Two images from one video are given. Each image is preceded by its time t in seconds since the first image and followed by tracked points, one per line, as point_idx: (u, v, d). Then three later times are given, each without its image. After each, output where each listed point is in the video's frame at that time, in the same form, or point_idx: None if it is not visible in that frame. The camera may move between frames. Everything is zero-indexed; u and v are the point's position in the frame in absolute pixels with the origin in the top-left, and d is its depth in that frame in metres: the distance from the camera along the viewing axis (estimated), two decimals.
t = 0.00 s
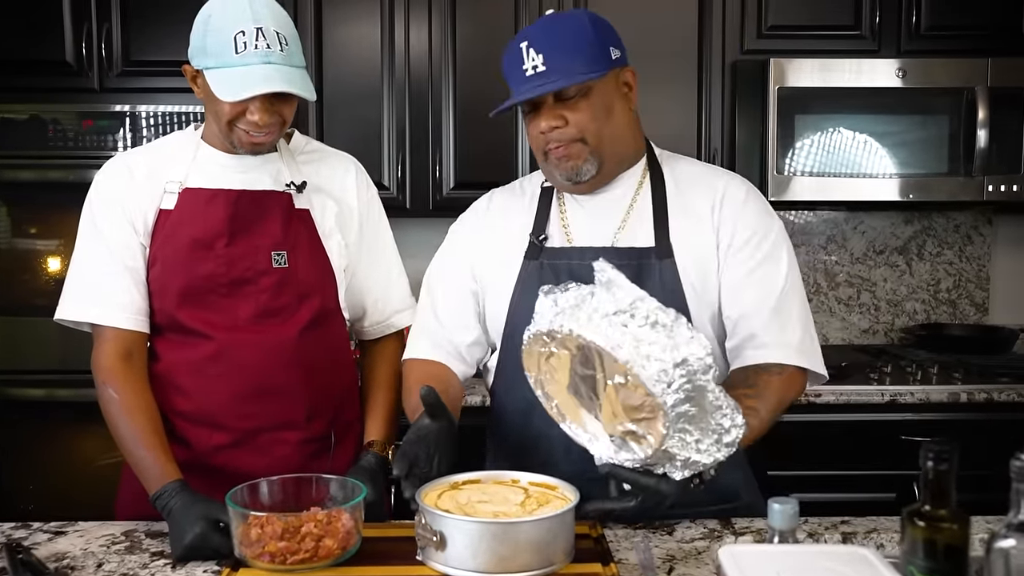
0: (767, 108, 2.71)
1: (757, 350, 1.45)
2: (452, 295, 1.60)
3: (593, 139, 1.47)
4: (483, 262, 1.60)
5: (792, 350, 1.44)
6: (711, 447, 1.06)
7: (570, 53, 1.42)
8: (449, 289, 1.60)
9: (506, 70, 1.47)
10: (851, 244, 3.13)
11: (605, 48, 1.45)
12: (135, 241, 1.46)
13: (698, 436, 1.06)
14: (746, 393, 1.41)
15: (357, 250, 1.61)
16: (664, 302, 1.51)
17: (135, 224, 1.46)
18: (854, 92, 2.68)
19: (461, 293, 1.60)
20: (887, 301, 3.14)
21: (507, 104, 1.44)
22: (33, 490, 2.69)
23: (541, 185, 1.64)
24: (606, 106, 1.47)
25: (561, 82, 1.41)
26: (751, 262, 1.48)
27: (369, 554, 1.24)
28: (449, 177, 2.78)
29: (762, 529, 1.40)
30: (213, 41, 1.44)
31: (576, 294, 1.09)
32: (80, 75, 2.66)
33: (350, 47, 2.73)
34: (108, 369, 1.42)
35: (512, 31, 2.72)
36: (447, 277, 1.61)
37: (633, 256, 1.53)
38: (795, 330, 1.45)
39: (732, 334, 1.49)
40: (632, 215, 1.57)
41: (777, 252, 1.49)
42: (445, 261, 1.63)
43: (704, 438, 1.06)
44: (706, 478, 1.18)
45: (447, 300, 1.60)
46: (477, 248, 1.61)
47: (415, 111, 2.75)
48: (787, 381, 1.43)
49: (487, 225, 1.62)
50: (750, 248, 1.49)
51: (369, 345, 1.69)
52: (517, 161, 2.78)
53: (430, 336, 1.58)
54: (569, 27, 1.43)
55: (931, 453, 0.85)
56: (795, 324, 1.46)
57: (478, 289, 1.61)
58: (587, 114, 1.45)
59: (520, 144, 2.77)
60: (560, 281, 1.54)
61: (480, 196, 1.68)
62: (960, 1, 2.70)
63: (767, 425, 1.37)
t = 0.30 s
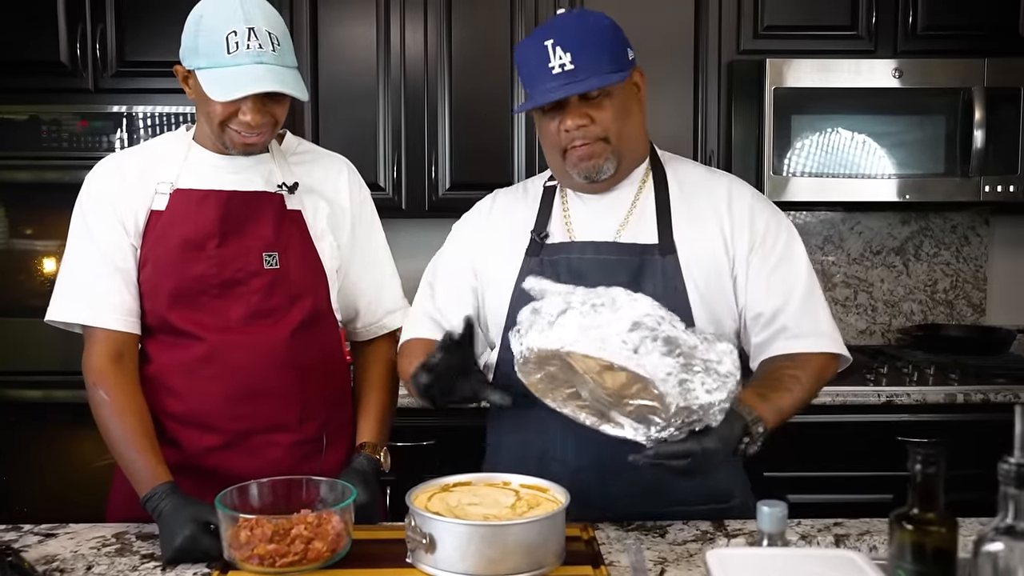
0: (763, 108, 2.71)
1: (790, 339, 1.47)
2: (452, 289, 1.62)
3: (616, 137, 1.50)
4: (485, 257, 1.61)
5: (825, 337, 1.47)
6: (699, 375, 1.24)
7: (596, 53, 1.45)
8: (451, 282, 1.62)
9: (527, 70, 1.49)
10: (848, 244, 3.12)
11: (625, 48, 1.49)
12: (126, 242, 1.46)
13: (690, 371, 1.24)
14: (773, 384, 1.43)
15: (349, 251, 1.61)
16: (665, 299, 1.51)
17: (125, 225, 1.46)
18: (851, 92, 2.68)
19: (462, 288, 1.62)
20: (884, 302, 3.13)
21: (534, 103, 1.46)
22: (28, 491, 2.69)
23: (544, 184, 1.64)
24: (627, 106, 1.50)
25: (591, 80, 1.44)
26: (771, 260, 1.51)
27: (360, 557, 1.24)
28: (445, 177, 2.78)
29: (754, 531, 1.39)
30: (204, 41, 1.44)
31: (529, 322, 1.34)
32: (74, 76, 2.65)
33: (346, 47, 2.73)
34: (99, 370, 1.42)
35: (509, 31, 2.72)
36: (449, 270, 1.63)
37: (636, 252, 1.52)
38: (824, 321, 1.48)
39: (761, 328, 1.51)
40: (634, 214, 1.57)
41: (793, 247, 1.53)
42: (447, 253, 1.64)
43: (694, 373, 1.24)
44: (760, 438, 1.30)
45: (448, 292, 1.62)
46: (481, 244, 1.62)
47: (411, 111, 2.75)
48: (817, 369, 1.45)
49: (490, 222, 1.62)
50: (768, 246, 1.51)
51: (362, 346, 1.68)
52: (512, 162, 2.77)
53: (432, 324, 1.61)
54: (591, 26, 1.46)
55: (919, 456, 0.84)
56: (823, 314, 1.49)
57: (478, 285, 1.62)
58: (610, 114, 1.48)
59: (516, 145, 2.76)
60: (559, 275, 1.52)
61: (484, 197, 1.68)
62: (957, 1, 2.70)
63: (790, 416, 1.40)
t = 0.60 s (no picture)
0: (762, 109, 2.70)
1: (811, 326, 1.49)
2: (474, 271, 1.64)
3: (645, 138, 1.51)
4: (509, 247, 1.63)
5: (849, 328, 1.49)
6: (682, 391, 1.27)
7: (632, 54, 1.47)
8: (475, 261, 1.65)
9: (562, 67, 1.50)
10: (848, 245, 3.12)
11: (659, 53, 1.51)
12: (119, 244, 1.45)
13: (688, 388, 1.25)
14: (807, 359, 1.43)
15: (343, 252, 1.60)
16: (687, 290, 1.52)
17: (119, 227, 1.45)
18: (849, 93, 2.67)
19: (484, 270, 1.64)
20: (884, 303, 3.12)
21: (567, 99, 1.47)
22: (26, 493, 2.69)
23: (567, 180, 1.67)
24: (657, 108, 1.52)
25: (625, 80, 1.45)
26: (794, 254, 1.53)
27: (352, 560, 1.23)
28: (443, 178, 2.77)
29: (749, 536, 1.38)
30: (198, 40, 1.43)
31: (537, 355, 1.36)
32: (71, 77, 2.65)
33: (345, 47, 2.72)
34: (92, 373, 1.41)
35: (507, 31, 2.71)
36: (471, 254, 1.65)
37: (659, 242, 1.55)
38: (845, 312, 1.51)
39: (783, 320, 1.53)
40: (658, 206, 1.59)
41: (811, 246, 1.55)
42: (469, 237, 1.66)
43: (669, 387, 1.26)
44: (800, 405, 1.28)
45: (469, 271, 1.65)
46: (506, 235, 1.64)
47: (409, 112, 2.74)
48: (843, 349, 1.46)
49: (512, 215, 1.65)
50: (789, 244, 1.54)
51: (356, 348, 1.67)
52: (510, 163, 2.76)
53: (451, 301, 1.65)
54: (629, 29, 1.49)
55: (911, 461, 0.83)
56: (844, 308, 1.51)
57: (500, 268, 1.64)
58: (641, 114, 1.49)
59: (514, 147, 2.75)
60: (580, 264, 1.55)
61: (505, 191, 1.70)
62: (957, 1, 2.69)
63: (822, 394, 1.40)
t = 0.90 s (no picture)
0: (764, 110, 2.69)
1: (831, 325, 1.51)
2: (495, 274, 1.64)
3: (670, 139, 1.51)
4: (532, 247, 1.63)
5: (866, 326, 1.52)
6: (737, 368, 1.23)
7: (661, 57, 1.47)
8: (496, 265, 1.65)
9: (591, 69, 1.52)
10: (851, 247, 3.10)
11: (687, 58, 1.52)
12: (117, 246, 1.45)
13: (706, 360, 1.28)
14: (832, 354, 1.45)
15: (342, 255, 1.60)
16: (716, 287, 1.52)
17: (117, 228, 1.45)
18: (852, 93, 2.66)
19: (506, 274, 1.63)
20: (887, 304, 3.11)
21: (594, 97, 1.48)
22: (27, 494, 2.69)
23: (590, 181, 1.66)
24: (682, 111, 1.52)
25: (652, 82, 1.46)
26: (814, 256, 1.55)
27: (349, 564, 1.23)
28: (444, 179, 2.77)
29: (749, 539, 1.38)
30: (196, 41, 1.43)
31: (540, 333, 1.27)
32: (72, 78, 2.65)
33: (348, 48, 2.72)
34: (89, 375, 1.41)
35: (509, 31, 2.70)
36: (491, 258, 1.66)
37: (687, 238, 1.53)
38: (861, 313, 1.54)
39: (804, 320, 1.56)
40: (684, 207, 1.60)
41: (832, 248, 1.58)
42: (490, 241, 1.67)
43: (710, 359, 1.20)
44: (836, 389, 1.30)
45: (491, 276, 1.64)
46: (528, 235, 1.64)
47: (410, 113, 2.74)
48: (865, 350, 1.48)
49: (535, 215, 1.65)
50: (812, 245, 1.56)
51: (355, 350, 1.66)
52: (511, 163, 2.76)
53: (472, 307, 1.65)
54: (659, 33, 1.49)
55: (908, 467, 0.82)
56: (861, 309, 1.54)
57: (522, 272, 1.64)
58: (668, 117, 1.50)
59: (514, 148, 2.75)
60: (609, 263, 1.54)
61: (526, 193, 1.69)
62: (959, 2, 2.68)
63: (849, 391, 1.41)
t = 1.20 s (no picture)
0: (769, 110, 2.68)
1: (834, 328, 1.48)
2: (506, 278, 1.64)
3: (680, 143, 1.52)
4: (546, 249, 1.63)
5: (870, 333, 1.48)
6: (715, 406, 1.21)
7: (671, 63, 1.49)
8: (507, 269, 1.65)
9: (603, 75, 1.54)
10: (856, 248, 3.09)
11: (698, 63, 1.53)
12: (118, 248, 1.45)
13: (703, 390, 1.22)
14: (825, 363, 1.43)
15: (344, 257, 1.60)
16: (722, 289, 1.53)
17: (118, 231, 1.45)
18: (857, 93, 2.65)
19: (517, 278, 1.64)
20: (892, 306, 3.10)
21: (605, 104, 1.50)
22: (32, 494, 2.69)
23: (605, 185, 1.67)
24: (692, 115, 1.53)
25: (661, 88, 1.48)
26: (822, 258, 1.54)
27: (348, 568, 1.23)
28: (448, 181, 2.76)
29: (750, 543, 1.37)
30: (199, 43, 1.43)
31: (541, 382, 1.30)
32: (76, 79, 2.65)
33: (352, 49, 2.72)
34: (89, 377, 1.41)
35: (513, 33, 2.70)
36: (503, 262, 1.66)
37: (696, 242, 1.55)
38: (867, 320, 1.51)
39: (808, 324, 1.54)
40: (697, 208, 1.60)
41: (841, 254, 1.56)
42: (502, 245, 1.68)
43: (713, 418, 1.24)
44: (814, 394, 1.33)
45: (501, 280, 1.64)
46: (542, 237, 1.64)
47: (414, 115, 2.74)
48: (866, 359, 1.45)
49: (549, 218, 1.65)
50: (820, 248, 1.55)
51: (356, 353, 1.66)
52: (514, 164, 2.75)
53: (484, 314, 1.63)
54: (669, 38, 1.51)
55: (907, 472, 0.82)
56: (866, 315, 1.51)
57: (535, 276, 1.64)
58: (677, 121, 1.51)
59: (518, 149, 2.74)
60: (620, 264, 1.56)
61: (542, 196, 1.70)
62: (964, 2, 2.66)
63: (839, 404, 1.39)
